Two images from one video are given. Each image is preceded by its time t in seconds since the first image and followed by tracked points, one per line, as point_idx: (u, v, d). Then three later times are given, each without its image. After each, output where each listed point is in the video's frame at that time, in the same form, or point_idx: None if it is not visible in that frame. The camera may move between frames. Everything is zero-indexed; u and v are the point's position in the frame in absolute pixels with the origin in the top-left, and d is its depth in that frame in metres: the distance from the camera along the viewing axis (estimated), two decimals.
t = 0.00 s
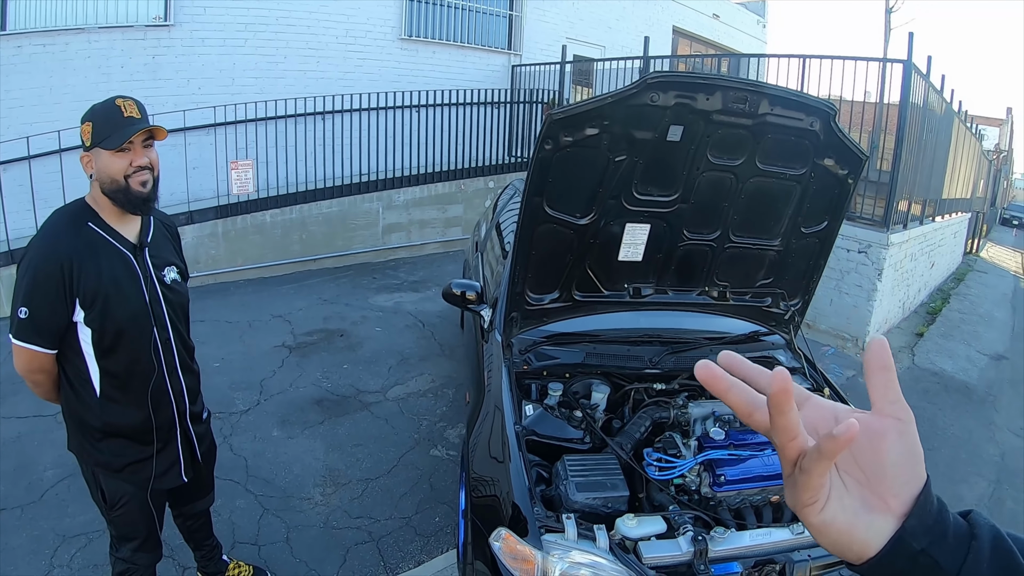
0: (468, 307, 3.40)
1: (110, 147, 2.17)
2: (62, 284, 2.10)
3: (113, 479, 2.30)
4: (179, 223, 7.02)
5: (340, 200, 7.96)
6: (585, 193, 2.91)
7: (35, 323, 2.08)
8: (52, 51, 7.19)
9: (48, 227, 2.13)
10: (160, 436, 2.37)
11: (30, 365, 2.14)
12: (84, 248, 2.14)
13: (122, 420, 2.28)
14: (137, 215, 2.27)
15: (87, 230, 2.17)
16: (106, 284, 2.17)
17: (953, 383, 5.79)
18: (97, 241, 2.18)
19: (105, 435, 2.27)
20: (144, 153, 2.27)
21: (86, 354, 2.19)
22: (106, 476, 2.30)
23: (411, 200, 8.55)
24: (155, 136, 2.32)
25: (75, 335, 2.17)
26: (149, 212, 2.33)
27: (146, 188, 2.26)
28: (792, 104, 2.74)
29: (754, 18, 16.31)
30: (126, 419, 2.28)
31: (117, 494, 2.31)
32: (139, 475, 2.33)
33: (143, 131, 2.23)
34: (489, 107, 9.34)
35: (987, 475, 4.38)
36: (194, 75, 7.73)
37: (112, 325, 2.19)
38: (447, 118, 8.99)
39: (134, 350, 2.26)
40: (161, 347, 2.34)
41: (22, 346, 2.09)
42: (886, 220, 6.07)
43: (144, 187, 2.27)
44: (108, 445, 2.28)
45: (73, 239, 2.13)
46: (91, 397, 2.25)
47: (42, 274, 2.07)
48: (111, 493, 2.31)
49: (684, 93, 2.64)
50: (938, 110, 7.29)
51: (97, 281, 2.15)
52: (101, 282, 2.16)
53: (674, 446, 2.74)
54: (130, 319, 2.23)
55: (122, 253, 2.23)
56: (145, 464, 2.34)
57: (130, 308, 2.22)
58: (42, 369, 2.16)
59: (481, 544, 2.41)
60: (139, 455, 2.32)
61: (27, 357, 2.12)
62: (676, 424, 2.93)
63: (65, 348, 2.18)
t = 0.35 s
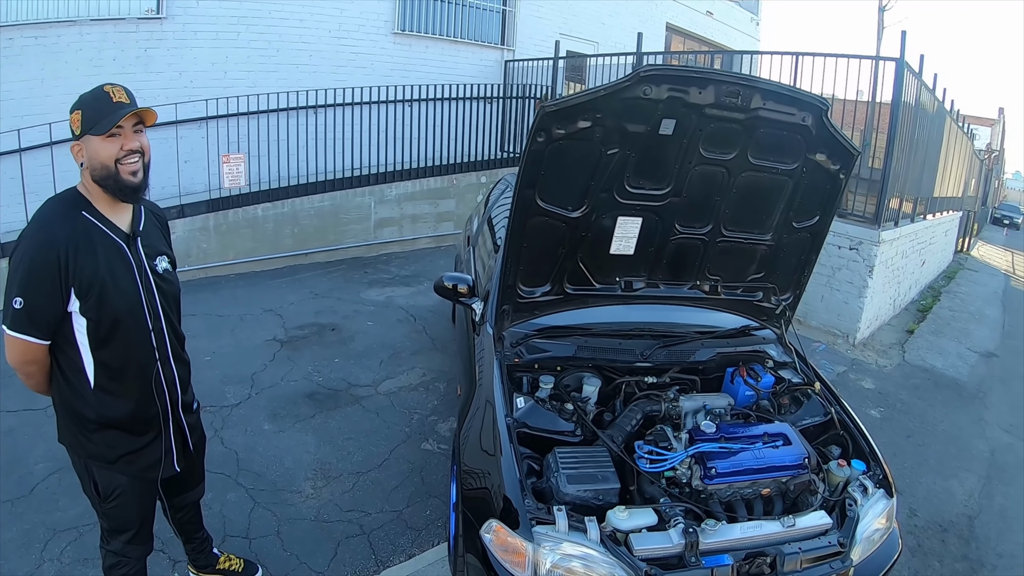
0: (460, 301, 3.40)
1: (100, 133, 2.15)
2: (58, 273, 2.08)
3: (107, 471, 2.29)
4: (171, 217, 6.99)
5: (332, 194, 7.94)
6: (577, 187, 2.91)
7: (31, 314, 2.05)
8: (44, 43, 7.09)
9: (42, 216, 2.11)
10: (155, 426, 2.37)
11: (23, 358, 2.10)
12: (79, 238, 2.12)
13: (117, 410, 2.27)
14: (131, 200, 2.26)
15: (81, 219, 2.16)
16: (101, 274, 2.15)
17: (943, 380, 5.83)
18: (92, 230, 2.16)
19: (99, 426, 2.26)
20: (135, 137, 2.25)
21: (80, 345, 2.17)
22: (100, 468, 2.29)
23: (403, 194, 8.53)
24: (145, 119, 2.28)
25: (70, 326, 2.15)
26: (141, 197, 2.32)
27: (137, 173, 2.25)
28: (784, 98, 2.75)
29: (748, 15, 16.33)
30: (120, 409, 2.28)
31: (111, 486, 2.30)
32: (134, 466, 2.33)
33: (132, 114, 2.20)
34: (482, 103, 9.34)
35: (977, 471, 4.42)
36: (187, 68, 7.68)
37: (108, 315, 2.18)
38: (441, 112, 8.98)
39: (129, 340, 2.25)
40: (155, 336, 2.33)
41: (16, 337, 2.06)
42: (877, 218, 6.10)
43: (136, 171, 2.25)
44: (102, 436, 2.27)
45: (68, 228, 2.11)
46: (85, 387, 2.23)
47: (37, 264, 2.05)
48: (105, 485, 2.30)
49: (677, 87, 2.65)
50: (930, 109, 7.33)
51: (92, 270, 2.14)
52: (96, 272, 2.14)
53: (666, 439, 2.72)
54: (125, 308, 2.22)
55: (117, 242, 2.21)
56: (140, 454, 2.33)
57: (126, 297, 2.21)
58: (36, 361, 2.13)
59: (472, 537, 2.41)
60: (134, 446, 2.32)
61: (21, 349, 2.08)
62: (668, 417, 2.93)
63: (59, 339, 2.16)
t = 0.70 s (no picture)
0: (448, 297, 3.37)
1: (64, 135, 2.10)
2: (38, 273, 2.02)
3: (96, 475, 2.25)
4: (158, 214, 6.92)
5: (320, 189, 7.88)
6: (565, 181, 2.89)
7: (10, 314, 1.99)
8: (30, 40, 7.05)
9: (22, 215, 2.05)
10: (142, 426, 2.34)
11: None
12: (61, 237, 2.08)
13: (104, 411, 2.23)
14: (101, 203, 2.20)
15: (63, 219, 2.11)
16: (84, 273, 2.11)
17: (933, 373, 5.86)
18: (73, 229, 2.12)
19: (87, 428, 2.22)
20: (102, 138, 2.18)
21: (65, 345, 2.13)
22: (89, 473, 2.25)
23: (391, 189, 8.49)
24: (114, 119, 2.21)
25: (52, 326, 2.09)
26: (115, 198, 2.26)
27: (105, 175, 2.18)
28: (773, 92, 2.73)
29: (737, 10, 16.32)
30: (108, 410, 2.24)
31: (101, 490, 2.27)
32: (124, 469, 2.29)
33: (95, 115, 2.13)
34: (471, 97, 9.31)
35: (968, 464, 4.44)
36: (173, 64, 7.60)
37: (92, 314, 2.13)
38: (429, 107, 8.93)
39: (115, 339, 2.21)
40: (139, 335, 2.30)
41: None
42: (866, 212, 6.11)
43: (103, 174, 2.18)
44: (91, 439, 2.23)
45: (50, 227, 2.07)
46: (69, 389, 2.18)
47: (18, 263, 1.98)
48: (94, 490, 2.26)
49: (665, 81, 2.63)
50: (919, 104, 7.35)
51: (76, 269, 2.09)
52: (79, 270, 2.10)
53: (656, 435, 2.72)
54: (111, 307, 2.18)
55: (98, 242, 2.17)
56: (129, 456, 2.30)
57: (110, 295, 2.17)
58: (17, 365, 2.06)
59: (461, 534, 2.40)
60: (122, 447, 2.28)
61: None
62: (657, 413, 2.92)
63: (41, 339, 2.11)
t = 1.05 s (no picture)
0: (438, 294, 3.37)
1: (40, 138, 2.08)
2: (13, 271, 2.00)
3: (86, 477, 2.24)
4: (149, 212, 6.87)
5: (311, 187, 7.85)
6: (553, 178, 2.89)
7: None
8: (18, 38, 6.87)
9: None
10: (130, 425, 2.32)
11: None
12: (36, 235, 2.07)
13: (90, 411, 2.21)
14: (79, 204, 2.18)
15: (37, 218, 2.10)
16: (59, 272, 2.10)
17: (923, 369, 5.89)
18: (48, 229, 2.11)
19: (74, 429, 2.20)
20: (79, 140, 2.15)
21: (46, 346, 2.11)
22: (79, 474, 2.23)
23: (382, 187, 8.47)
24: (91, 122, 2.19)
25: (32, 326, 2.07)
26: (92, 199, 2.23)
27: (82, 177, 2.15)
28: (763, 89, 2.74)
29: (728, 6, 16.34)
30: (94, 410, 2.22)
31: (92, 492, 2.25)
32: (114, 469, 2.28)
33: (71, 116, 2.10)
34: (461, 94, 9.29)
35: (958, 459, 4.47)
36: (163, 62, 7.55)
37: (70, 311, 2.12)
38: (420, 104, 8.91)
39: (96, 338, 2.19)
40: (120, 333, 2.28)
41: None
42: (857, 208, 6.13)
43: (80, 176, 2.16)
44: (79, 440, 2.21)
45: (23, 226, 2.06)
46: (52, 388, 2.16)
47: None
48: (84, 492, 2.25)
49: (654, 78, 2.63)
50: (910, 100, 7.38)
51: (50, 267, 2.08)
52: (54, 269, 2.09)
53: (645, 432, 2.73)
54: (88, 306, 2.16)
55: (73, 241, 2.15)
56: (118, 456, 2.29)
57: (87, 294, 2.16)
58: None
59: (451, 532, 2.39)
60: (109, 447, 2.26)
61: None
62: (647, 410, 2.93)
63: (22, 341, 2.09)
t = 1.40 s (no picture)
0: (428, 295, 3.39)
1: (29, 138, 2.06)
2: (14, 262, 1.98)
3: (77, 479, 2.24)
4: (139, 215, 6.86)
5: (301, 188, 7.85)
6: (540, 179, 2.91)
7: None
8: (8, 41, 7.12)
9: None
10: (119, 426, 2.33)
11: None
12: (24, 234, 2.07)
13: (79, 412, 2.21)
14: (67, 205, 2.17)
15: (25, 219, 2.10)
16: (46, 270, 2.11)
17: (912, 364, 5.94)
18: (34, 228, 2.11)
19: (63, 431, 2.20)
20: (67, 141, 2.14)
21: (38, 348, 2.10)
22: (69, 476, 2.23)
23: (373, 188, 8.47)
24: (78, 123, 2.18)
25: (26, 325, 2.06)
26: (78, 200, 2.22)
27: (71, 178, 2.14)
28: (749, 89, 2.77)
29: (717, 6, 16.41)
30: (83, 411, 2.22)
31: (82, 494, 2.25)
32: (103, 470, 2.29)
33: (61, 118, 2.09)
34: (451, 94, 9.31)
35: (947, 454, 4.51)
36: (153, 65, 7.53)
37: (58, 311, 2.13)
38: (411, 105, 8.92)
39: (84, 337, 2.20)
40: (108, 333, 2.28)
41: None
42: (845, 206, 6.19)
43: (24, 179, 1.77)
44: (69, 441, 2.21)
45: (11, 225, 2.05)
46: (43, 391, 2.16)
47: None
48: (75, 494, 2.25)
49: (640, 78, 2.65)
50: (898, 99, 7.44)
51: (40, 264, 2.09)
52: (41, 267, 2.10)
53: (634, 429, 2.75)
54: (75, 304, 2.17)
55: (58, 240, 2.16)
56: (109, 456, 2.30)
57: (74, 292, 2.17)
58: None
59: (442, 531, 2.41)
60: (101, 448, 2.28)
61: None
62: (636, 408, 2.96)
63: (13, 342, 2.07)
